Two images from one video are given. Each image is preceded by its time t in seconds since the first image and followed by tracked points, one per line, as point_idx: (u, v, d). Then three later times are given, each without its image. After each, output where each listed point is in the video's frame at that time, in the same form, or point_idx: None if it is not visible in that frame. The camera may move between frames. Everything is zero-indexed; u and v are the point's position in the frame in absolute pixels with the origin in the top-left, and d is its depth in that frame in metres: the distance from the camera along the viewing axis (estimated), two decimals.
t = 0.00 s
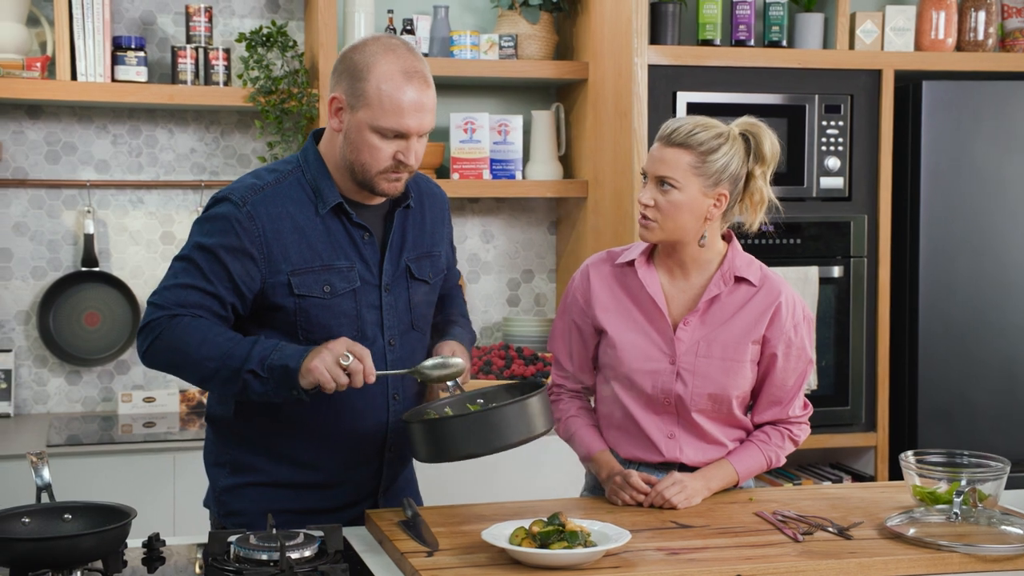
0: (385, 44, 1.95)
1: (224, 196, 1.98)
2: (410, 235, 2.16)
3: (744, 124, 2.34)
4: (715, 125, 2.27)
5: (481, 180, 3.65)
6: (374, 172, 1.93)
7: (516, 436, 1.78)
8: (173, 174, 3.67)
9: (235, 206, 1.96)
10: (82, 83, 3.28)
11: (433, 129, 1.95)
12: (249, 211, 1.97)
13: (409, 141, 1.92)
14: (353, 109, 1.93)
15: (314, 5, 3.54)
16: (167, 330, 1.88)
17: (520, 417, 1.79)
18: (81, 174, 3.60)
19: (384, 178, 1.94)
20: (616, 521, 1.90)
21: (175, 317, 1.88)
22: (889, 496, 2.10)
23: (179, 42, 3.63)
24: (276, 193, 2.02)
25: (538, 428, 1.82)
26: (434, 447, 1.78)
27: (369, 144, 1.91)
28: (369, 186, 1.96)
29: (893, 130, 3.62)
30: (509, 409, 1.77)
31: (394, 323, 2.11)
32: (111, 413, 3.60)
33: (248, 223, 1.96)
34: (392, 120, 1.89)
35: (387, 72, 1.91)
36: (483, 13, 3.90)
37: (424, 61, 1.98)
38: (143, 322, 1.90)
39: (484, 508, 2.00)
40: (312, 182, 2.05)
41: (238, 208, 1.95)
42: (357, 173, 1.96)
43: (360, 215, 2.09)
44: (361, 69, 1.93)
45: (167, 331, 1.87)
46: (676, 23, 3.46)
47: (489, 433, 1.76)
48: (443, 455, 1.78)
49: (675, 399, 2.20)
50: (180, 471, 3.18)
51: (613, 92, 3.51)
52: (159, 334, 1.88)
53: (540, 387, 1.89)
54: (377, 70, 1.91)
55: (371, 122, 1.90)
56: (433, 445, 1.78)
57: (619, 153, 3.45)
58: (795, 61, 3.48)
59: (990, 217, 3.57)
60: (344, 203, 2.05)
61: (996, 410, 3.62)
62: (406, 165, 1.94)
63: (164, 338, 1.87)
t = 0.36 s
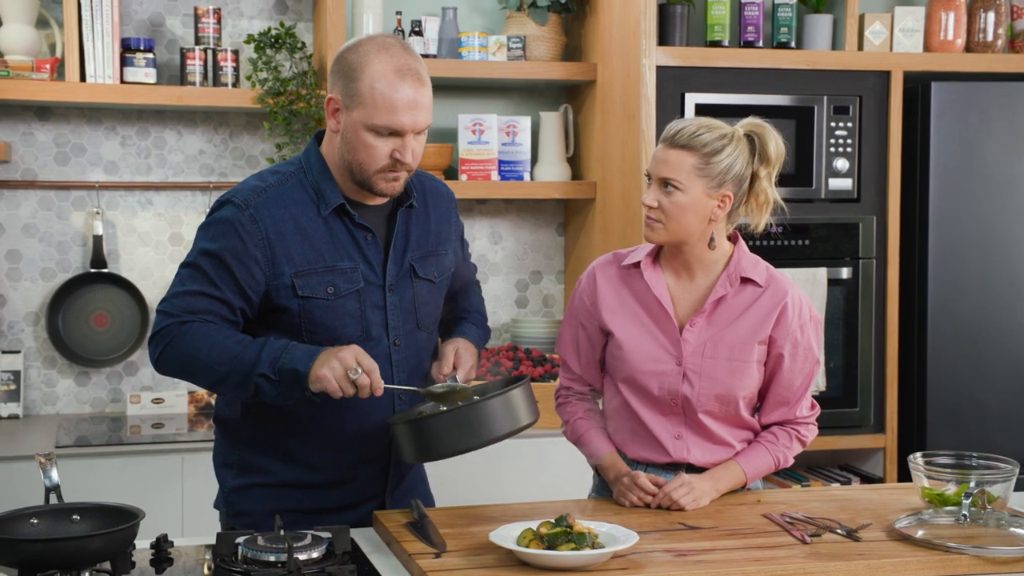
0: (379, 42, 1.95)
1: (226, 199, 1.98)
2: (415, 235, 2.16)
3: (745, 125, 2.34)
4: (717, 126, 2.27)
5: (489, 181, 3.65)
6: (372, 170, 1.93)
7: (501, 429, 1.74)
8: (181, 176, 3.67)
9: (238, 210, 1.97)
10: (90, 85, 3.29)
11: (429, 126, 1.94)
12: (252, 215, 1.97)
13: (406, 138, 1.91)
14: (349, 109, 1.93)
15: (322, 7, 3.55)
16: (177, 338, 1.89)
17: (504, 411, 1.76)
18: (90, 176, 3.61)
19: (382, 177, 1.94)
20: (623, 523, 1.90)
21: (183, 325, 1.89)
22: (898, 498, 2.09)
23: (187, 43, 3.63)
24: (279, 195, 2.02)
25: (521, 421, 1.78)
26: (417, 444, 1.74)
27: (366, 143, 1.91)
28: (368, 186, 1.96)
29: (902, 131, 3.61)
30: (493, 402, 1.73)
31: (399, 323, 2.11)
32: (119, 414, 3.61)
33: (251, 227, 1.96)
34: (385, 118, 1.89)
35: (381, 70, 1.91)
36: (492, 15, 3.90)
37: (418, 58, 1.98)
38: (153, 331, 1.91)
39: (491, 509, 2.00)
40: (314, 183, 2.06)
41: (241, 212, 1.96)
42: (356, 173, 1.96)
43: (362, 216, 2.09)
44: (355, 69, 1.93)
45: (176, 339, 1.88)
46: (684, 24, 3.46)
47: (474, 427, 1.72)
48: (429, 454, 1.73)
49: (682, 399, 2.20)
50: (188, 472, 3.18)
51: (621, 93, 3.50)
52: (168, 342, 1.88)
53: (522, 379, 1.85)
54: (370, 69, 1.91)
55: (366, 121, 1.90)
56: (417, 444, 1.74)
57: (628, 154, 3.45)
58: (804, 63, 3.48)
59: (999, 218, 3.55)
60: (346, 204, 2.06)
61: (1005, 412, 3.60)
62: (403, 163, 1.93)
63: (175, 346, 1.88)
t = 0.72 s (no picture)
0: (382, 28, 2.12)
1: (227, 195, 2.14)
2: (415, 225, 2.19)
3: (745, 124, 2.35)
4: (717, 125, 2.27)
5: (493, 183, 3.65)
6: (410, 134, 2.07)
7: (437, 431, 1.69)
8: (185, 177, 3.67)
9: (233, 202, 2.12)
10: (94, 87, 3.30)
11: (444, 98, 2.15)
12: (243, 207, 2.11)
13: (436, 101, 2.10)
14: (377, 84, 2.07)
15: (326, 8, 3.55)
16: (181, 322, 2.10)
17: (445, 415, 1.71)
18: (94, 177, 3.61)
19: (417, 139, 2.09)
20: (627, 524, 1.90)
21: (184, 309, 2.10)
22: (902, 500, 2.09)
23: (191, 44, 3.63)
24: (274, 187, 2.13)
25: (463, 428, 1.72)
26: (352, 434, 1.70)
27: (402, 108, 2.06)
28: (402, 152, 2.09)
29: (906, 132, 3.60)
30: (436, 401, 1.69)
31: (395, 309, 2.14)
32: (123, 415, 3.61)
33: (242, 217, 2.10)
34: (418, 81, 2.07)
35: (399, 46, 2.08)
36: (495, 16, 3.90)
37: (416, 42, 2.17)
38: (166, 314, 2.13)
39: (494, 510, 2.00)
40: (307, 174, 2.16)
41: (233, 205, 2.11)
42: (391, 144, 2.08)
43: (354, 203, 2.15)
44: (371, 51, 2.08)
45: (178, 323, 2.09)
46: (688, 25, 3.46)
47: (412, 423, 1.68)
48: (362, 445, 1.69)
49: (685, 400, 2.19)
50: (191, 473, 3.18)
51: (625, 94, 3.50)
52: (173, 328, 2.10)
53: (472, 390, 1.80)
54: (390, 46, 2.08)
55: (399, 88, 2.06)
56: (352, 433, 1.70)
57: (631, 155, 3.45)
58: (808, 64, 3.47)
59: (1003, 219, 3.55)
60: (334, 189, 2.13)
61: (1010, 413, 3.60)
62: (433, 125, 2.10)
63: (178, 330, 2.09)
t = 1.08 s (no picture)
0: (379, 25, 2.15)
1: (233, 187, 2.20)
2: (404, 217, 2.17)
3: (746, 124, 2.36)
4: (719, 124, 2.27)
5: (493, 183, 3.65)
6: (400, 120, 2.08)
7: (363, 420, 1.70)
8: (185, 178, 3.68)
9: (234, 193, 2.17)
10: (94, 88, 3.29)
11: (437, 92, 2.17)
12: (240, 194, 2.16)
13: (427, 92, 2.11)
14: (371, 71, 2.09)
15: (326, 9, 3.55)
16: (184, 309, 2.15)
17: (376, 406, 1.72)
18: (94, 178, 3.61)
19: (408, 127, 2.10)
20: (627, 526, 1.89)
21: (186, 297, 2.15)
22: (902, 500, 2.09)
23: (191, 45, 3.64)
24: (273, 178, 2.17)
25: (390, 418, 1.73)
26: (281, 415, 1.72)
27: (394, 95, 2.07)
28: (392, 139, 2.09)
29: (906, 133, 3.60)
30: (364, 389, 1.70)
31: (377, 294, 2.12)
32: (123, 416, 3.61)
33: (240, 205, 2.15)
34: (411, 69, 2.08)
35: (394, 38, 2.11)
36: (495, 17, 3.91)
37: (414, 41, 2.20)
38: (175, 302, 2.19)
39: (494, 511, 2.00)
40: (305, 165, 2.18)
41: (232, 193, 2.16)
42: (382, 129, 2.08)
43: (344, 190, 2.16)
44: (368, 43, 2.11)
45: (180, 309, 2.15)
46: (688, 27, 3.46)
47: (340, 408, 1.69)
48: (289, 426, 1.71)
49: (685, 399, 2.20)
50: (191, 475, 3.18)
51: (625, 95, 3.50)
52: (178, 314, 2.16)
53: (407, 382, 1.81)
54: (387, 38, 2.10)
55: (391, 75, 2.07)
56: (281, 415, 1.72)
57: (631, 157, 3.45)
58: (808, 65, 3.47)
59: (1003, 220, 3.55)
60: (325, 176, 2.14)
61: (1009, 414, 3.60)
62: (424, 115, 2.11)
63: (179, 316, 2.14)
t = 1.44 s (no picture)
0: (296, 30, 1.98)
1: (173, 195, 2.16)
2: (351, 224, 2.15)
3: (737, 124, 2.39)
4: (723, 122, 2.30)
5: (495, 186, 3.66)
6: (287, 144, 1.95)
7: (365, 422, 1.76)
8: (187, 180, 3.68)
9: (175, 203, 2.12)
10: (97, 90, 3.30)
11: (347, 104, 1.96)
12: (181, 203, 2.12)
13: (314, 111, 1.92)
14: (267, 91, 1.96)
15: (328, 11, 3.56)
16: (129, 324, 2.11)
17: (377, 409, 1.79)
18: (96, 180, 3.61)
19: (300, 152, 1.95)
20: (629, 528, 1.90)
21: (132, 312, 2.10)
22: (904, 503, 2.09)
23: (193, 48, 3.64)
24: (211, 186, 2.13)
25: (392, 420, 1.79)
26: (286, 426, 1.77)
27: (279, 118, 1.93)
28: (290, 163, 1.98)
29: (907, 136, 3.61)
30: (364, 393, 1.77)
31: (322, 304, 2.11)
32: (125, 419, 3.62)
33: (180, 215, 2.11)
34: (297, 89, 1.91)
35: (294, 49, 1.94)
36: (497, 19, 3.91)
37: (339, 44, 1.99)
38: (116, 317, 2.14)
39: (495, 514, 2.00)
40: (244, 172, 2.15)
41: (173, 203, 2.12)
42: (278, 152, 1.98)
43: (286, 200, 2.12)
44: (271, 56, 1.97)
45: (124, 326, 2.11)
46: (690, 29, 3.46)
47: (342, 413, 1.75)
48: (297, 437, 1.76)
49: (689, 399, 2.20)
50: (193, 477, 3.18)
51: (626, 97, 3.50)
52: (121, 329, 2.11)
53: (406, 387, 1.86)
54: (281, 51, 1.94)
55: (278, 95, 1.92)
56: (287, 427, 1.77)
57: (633, 159, 3.45)
58: (809, 67, 3.48)
59: (1005, 222, 3.55)
60: (265, 187, 2.11)
61: (1012, 417, 3.60)
62: (319, 135, 1.94)
63: (126, 333, 2.10)
